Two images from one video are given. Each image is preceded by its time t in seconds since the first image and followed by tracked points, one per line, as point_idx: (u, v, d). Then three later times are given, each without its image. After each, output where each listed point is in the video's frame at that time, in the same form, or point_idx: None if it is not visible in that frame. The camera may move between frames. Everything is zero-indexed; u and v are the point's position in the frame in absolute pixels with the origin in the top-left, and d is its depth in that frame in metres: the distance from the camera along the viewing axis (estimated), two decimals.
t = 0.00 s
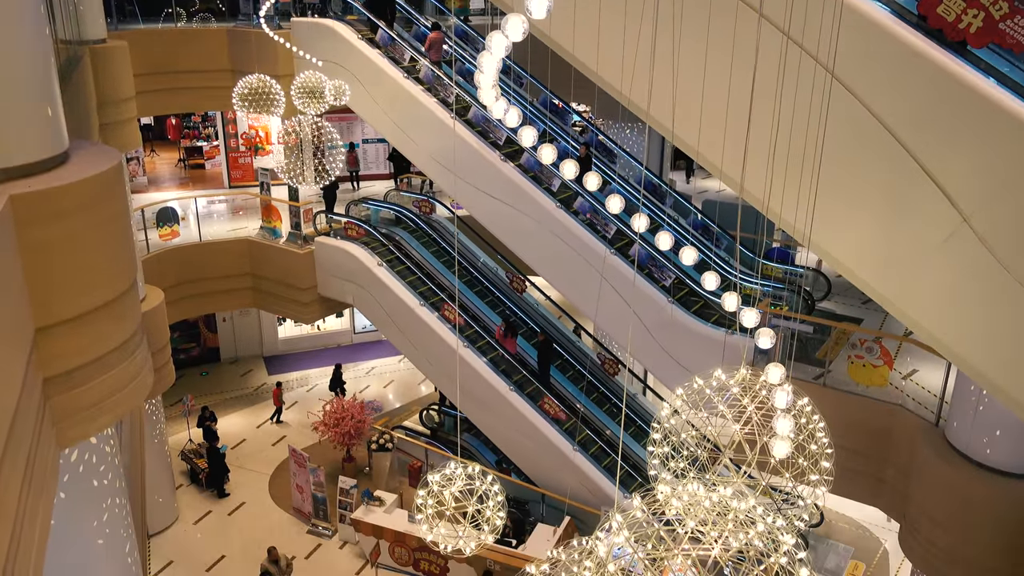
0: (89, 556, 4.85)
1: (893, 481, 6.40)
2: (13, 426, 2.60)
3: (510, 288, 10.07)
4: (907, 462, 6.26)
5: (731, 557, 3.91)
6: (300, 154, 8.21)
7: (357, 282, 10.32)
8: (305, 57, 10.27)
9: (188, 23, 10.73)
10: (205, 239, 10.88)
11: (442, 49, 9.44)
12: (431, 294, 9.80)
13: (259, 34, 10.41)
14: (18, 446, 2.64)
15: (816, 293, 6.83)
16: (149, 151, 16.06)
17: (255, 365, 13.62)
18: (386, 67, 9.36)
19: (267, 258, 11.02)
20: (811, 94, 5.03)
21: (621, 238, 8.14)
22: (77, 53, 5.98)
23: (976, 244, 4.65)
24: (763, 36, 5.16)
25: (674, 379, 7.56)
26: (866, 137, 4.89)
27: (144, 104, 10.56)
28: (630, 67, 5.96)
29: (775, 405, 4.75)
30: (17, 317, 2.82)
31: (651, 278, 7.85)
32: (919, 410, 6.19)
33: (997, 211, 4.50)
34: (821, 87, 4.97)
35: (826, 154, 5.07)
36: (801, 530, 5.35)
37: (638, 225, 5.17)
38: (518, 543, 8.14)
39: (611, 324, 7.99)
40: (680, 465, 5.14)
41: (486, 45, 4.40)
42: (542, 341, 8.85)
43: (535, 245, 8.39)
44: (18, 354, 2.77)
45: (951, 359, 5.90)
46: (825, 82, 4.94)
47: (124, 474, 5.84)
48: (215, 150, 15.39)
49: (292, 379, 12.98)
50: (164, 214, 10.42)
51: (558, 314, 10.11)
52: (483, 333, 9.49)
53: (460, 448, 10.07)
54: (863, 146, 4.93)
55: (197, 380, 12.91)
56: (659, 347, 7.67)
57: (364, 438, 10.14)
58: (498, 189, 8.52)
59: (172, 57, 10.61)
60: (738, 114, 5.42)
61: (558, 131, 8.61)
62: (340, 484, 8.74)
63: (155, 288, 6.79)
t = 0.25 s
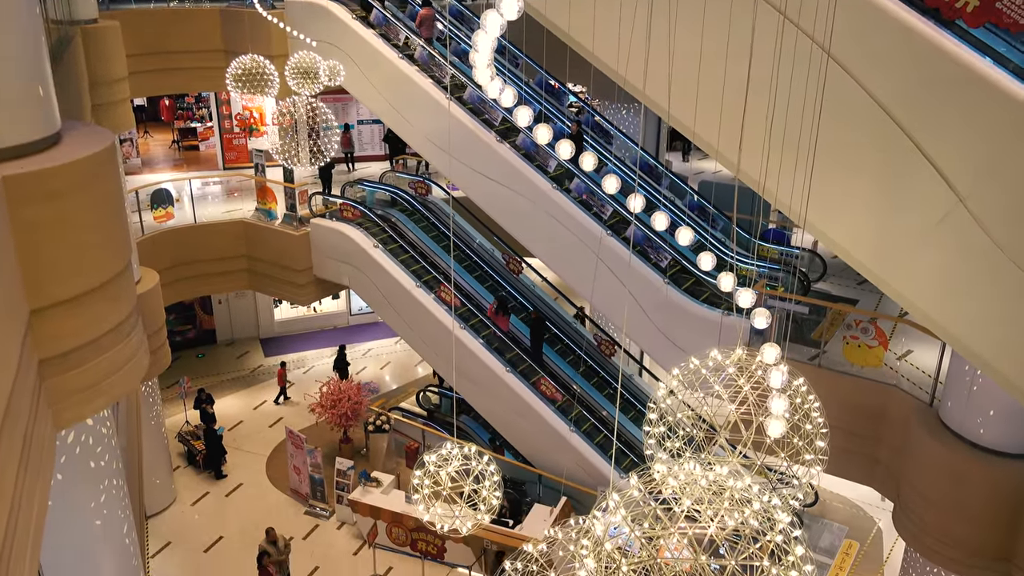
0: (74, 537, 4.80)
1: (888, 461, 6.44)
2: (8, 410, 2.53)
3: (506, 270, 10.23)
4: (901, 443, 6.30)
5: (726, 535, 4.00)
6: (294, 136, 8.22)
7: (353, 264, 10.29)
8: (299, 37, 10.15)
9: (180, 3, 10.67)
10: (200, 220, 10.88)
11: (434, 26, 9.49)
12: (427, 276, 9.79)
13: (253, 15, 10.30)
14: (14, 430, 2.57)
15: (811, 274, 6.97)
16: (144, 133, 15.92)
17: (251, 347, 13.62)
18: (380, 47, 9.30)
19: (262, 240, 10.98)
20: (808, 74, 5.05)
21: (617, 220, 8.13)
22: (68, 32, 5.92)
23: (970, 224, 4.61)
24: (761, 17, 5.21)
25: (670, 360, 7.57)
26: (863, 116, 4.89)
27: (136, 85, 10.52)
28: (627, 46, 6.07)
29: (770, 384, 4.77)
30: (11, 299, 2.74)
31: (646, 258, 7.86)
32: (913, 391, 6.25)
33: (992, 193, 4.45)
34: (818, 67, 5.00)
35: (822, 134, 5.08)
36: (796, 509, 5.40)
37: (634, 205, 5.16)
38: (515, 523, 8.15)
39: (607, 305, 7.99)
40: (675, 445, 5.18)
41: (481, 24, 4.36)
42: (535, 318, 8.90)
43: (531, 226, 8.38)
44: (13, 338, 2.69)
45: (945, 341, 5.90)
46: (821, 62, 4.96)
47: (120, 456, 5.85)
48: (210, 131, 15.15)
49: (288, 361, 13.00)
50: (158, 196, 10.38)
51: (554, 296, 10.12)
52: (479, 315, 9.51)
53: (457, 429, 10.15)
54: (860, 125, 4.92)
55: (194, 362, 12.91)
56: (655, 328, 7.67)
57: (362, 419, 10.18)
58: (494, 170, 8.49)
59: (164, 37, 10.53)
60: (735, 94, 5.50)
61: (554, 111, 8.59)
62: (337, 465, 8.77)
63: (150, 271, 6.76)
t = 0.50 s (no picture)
0: (68, 519, 4.82)
1: (882, 441, 6.48)
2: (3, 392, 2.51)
3: (502, 251, 10.23)
4: (895, 421, 6.33)
5: (723, 514, 3.91)
6: (289, 117, 8.19)
7: (349, 246, 10.27)
8: (295, 17, 10.11)
9: None
10: (195, 202, 10.84)
11: (426, 4, 9.79)
12: (423, 258, 9.78)
13: None
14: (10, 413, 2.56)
15: (807, 255, 7.04)
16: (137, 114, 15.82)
17: (248, 329, 13.61)
18: (374, 27, 9.23)
19: (257, 222, 10.95)
20: (805, 54, 5.09)
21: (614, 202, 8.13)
22: (60, 12, 5.86)
23: (965, 203, 4.57)
24: None
25: (666, 341, 7.60)
26: (857, 95, 4.89)
27: (130, 67, 10.41)
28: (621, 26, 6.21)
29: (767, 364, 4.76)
30: (6, 282, 2.71)
31: (645, 243, 7.82)
32: (908, 371, 6.29)
33: (986, 172, 4.41)
34: (814, 48, 5.04)
35: (818, 114, 5.12)
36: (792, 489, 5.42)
37: (631, 186, 5.16)
38: (512, 504, 8.20)
39: (603, 286, 8.01)
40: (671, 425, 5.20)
41: (476, 3, 4.34)
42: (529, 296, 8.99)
43: (527, 208, 8.38)
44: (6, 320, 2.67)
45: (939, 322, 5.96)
46: (818, 43, 5.00)
47: (118, 439, 5.86)
48: (204, 113, 15.20)
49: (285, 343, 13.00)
50: (153, 178, 10.46)
51: (551, 278, 10.14)
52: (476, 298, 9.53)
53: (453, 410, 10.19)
54: (856, 105, 4.92)
55: (190, 344, 12.92)
56: (651, 310, 7.69)
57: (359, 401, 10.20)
58: (490, 152, 8.48)
59: (157, 18, 10.44)
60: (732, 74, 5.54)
61: (550, 92, 8.57)
62: (335, 447, 8.78)
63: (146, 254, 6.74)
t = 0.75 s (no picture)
0: (68, 501, 4.80)
1: (877, 421, 6.54)
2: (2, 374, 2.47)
3: (499, 233, 10.21)
4: (891, 400, 6.37)
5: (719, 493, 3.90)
6: (286, 100, 8.01)
7: (346, 228, 10.25)
8: None
9: None
10: (190, 185, 10.82)
11: None
12: (420, 240, 9.77)
13: None
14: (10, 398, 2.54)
15: (804, 236, 7.12)
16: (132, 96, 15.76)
17: (245, 312, 13.60)
18: (370, 7, 9.16)
19: (253, 203, 10.92)
20: (803, 31, 5.15)
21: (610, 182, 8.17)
22: None
23: (961, 183, 4.45)
24: None
25: (662, 322, 7.63)
26: (854, 74, 4.91)
27: (123, 47, 10.37)
28: (618, 9, 6.45)
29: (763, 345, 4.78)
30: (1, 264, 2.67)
31: (641, 223, 7.87)
32: (903, 351, 6.34)
33: (980, 151, 4.29)
34: (812, 28, 5.08)
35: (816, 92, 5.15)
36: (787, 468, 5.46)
37: (628, 167, 5.16)
38: (509, 484, 8.26)
39: (600, 267, 8.02)
40: (668, 404, 5.23)
41: None
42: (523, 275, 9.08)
43: (524, 189, 8.37)
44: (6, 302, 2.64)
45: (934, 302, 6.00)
46: (816, 23, 5.04)
47: (116, 421, 5.87)
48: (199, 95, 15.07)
49: (282, 325, 12.99)
50: (148, 160, 10.44)
51: (547, 260, 10.14)
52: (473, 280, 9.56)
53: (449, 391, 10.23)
54: (854, 83, 4.94)
55: (187, 327, 12.93)
56: (648, 291, 7.72)
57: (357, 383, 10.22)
58: (486, 133, 8.45)
59: None
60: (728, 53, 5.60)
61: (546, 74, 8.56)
62: (332, 428, 8.78)
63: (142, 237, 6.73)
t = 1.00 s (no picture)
0: (68, 482, 4.79)
1: (873, 402, 6.57)
2: None
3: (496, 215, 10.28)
4: (887, 381, 6.40)
5: (716, 474, 3.87)
6: (280, 81, 7.95)
7: (342, 210, 10.24)
8: None
9: None
10: (186, 166, 10.78)
11: None
12: (417, 221, 9.81)
13: None
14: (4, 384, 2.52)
15: (801, 218, 7.14)
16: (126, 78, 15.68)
17: (242, 294, 13.57)
18: None
19: (249, 185, 10.88)
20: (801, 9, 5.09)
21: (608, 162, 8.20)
22: None
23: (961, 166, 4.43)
24: None
25: (659, 304, 7.64)
26: (853, 52, 4.89)
27: (117, 28, 10.30)
28: None
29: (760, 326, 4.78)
30: None
31: (637, 203, 7.87)
32: (900, 332, 6.36)
33: (979, 133, 4.25)
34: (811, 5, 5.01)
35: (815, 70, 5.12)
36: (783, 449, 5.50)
37: (625, 147, 5.14)
38: (506, 464, 8.29)
39: (597, 249, 8.03)
40: (665, 384, 5.24)
41: None
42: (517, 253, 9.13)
43: (521, 171, 8.37)
44: None
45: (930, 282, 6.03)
46: None
47: (114, 404, 5.87)
48: (194, 77, 15.06)
49: (280, 308, 12.97)
50: (144, 142, 10.40)
51: (545, 242, 10.16)
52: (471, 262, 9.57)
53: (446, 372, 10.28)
54: (853, 62, 4.91)
55: (185, 309, 12.93)
56: (645, 272, 7.73)
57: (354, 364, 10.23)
58: (484, 114, 8.45)
59: None
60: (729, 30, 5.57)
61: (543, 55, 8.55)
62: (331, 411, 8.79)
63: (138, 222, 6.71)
